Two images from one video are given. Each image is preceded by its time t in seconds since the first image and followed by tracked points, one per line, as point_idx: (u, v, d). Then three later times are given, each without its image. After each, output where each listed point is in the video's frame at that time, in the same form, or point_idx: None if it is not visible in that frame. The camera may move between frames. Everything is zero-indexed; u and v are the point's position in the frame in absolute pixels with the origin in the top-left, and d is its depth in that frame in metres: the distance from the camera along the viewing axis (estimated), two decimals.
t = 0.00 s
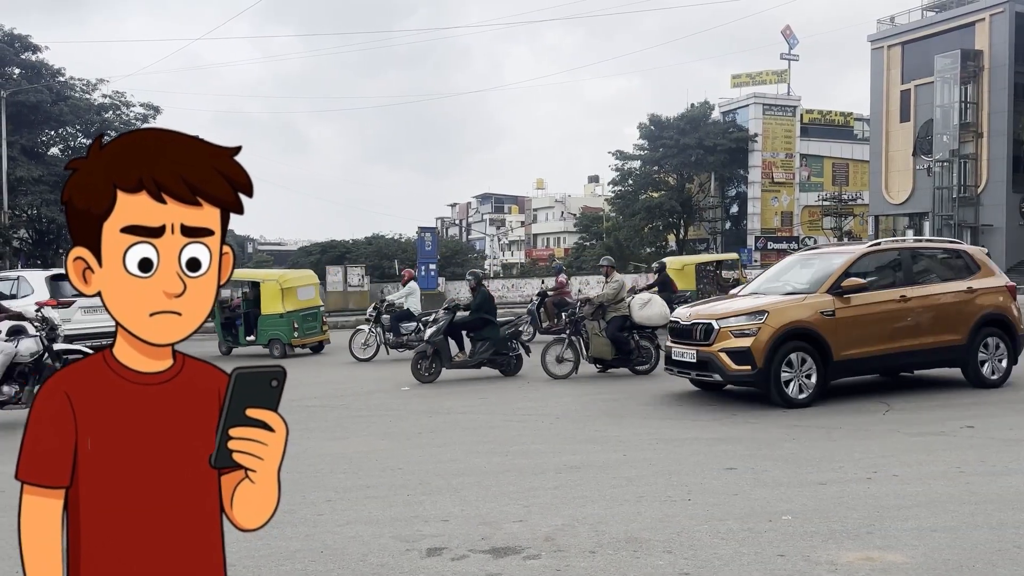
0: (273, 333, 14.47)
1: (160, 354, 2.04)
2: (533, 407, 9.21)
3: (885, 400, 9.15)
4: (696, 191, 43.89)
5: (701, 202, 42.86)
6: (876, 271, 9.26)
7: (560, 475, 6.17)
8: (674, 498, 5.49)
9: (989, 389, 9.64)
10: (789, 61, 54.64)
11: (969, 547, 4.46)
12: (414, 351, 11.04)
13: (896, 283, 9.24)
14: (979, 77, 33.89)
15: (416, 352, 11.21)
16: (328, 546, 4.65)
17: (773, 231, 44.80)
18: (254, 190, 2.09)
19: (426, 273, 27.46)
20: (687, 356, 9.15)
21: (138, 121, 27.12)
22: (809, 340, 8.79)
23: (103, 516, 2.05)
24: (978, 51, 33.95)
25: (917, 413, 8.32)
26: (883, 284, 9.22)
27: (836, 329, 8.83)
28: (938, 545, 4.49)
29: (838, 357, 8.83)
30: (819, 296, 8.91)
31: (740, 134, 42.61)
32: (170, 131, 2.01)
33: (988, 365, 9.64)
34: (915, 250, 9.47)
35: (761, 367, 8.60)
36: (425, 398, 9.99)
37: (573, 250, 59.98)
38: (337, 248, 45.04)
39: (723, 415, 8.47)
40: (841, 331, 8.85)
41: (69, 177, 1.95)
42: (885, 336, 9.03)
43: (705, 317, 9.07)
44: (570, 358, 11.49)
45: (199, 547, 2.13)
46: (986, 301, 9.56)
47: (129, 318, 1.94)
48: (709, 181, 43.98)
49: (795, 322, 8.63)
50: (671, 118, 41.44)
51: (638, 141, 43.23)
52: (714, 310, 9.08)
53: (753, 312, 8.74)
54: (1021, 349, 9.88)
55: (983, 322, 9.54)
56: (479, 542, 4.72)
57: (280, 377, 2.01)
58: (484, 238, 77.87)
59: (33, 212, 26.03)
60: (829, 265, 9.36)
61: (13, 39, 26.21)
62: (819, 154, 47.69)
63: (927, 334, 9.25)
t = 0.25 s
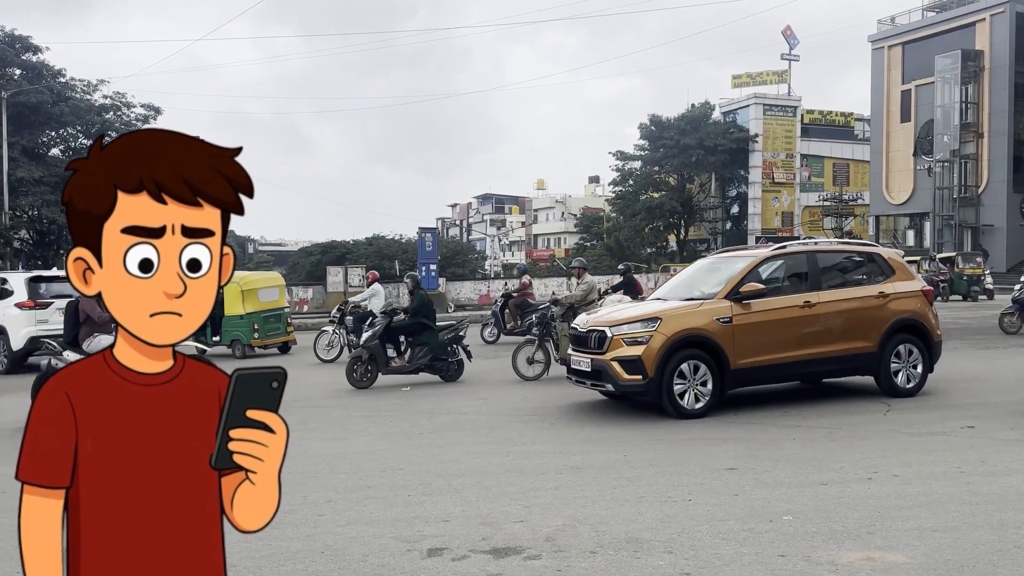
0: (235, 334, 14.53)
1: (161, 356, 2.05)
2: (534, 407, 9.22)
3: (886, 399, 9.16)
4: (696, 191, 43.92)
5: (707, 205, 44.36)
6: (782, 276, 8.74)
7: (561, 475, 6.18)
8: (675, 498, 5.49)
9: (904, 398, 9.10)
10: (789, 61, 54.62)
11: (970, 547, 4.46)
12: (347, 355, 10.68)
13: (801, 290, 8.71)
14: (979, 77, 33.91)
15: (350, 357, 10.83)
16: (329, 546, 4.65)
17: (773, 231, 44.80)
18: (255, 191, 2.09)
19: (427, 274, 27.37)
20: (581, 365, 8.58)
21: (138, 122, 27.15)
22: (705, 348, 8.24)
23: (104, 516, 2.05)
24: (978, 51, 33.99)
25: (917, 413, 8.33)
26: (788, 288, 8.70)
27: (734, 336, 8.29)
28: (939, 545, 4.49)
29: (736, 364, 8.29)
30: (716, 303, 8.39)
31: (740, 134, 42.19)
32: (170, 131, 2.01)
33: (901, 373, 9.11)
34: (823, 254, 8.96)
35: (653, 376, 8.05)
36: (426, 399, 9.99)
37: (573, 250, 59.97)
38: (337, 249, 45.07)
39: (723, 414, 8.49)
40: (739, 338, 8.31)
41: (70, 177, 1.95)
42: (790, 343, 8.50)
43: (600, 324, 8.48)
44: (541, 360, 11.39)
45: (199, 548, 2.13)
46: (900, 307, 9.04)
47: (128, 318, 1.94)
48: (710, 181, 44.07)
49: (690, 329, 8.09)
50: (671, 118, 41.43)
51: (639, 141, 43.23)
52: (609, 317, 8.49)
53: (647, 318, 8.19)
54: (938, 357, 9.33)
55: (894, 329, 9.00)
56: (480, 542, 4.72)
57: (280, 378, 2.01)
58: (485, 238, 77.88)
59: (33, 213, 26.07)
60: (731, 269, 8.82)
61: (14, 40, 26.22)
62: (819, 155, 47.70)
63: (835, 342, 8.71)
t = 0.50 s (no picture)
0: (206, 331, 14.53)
1: (160, 356, 2.05)
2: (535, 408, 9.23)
3: (887, 399, 9.17)
4: (697, 191, 43.91)
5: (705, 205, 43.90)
6: (674, 281, 8.42)
7: (562, 476, 6.17)
8: (676, 498, 5.49)
9: (808, 407, 8.73)
10: (789, 62, 54.62)
11: (971, 547, 4.46)
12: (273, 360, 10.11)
13: (694, 296, 8.38)
14: (980, 77, 33.89)
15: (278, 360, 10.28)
16: (330, 547, 4.65)
17: (774, 231, 44.81)
18: (255, 192, 2.09)
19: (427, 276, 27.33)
20: (466, 375, 8.14)
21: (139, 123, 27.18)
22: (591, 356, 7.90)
23: (104, 516, 2.05)
24: (979, 51, 33.97)
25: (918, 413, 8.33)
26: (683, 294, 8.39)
27: (620, 344, 7.96)
28: (939, 545, 4.49)
29: (622, 374, 7.95)
30: (603, 310, 8.04)
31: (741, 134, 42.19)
32: (171, 132, 2.01)
33: (803, 381, 8.73)
34: (721, 258, 8.64)
35: (534, 389, 7.68)
36: (427, 399, 10.00)
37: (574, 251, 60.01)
38: (338, 250, 45.09)
39: (724, 414, 8.49)
40: (626, 346, 7.98)
41: (70, 178, 1.95)
42: (683, 350, 8.17)
43: (482, 333, 8.04)
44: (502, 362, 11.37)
45: (200, 548, 2.13)
46: (801, 312, 8.69)
47: (128, 319, 1.94)
48: (711, 181, 44.09)
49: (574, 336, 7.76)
50: (672, 118, 41.35)
51: (639, 142, 43.21)
52: (491, 324, 8.08)
53: (529, 327, 7.82)
54: (844, 364, 8.97)
55: (796, 335, 8.66)
56: (481, 543, 4.72)
57: (281, 379, 2.01)
58: (485, 239, 77.87)
59: (34, 214, 26.10)
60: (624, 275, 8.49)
61: (15, 41, 26.25)
62: (820, 155, 47.70)
63: (732, 349, 8.38)
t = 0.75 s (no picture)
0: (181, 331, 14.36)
1: (161, 357, 2.05)
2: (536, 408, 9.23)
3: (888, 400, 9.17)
4: (697, 191, 43.93)
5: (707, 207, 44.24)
6: (561, 287, 7.94)
7: (563, 476, 6.17)
8: (676, 499, 5.49)
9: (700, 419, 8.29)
10: (790, 62, 54.63)
11: (972, 548, 4.45)
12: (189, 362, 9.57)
13: (580, 302, 7.91)
14: (981, 78, 33.91)
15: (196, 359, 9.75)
16: (331, 548, 4.65)
17: (775, 232, 44.83)
18: (256, 193, 2.09)
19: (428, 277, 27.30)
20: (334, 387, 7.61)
21: (140, 124, 27.20)
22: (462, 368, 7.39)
23: (104, 516, 2.06)
24: (979, 51, 33.97)
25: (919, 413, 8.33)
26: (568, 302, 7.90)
27: (497, 354, 7.47)
28: (941, 545, 4.49)
29: (499, 386, 7.47)
30: (478, 317, 7.54)
31: (742, 135, 42.31)
32: (171, 132, 2.01)
33: (697, 392, 8.29)
34: (611, 263, 8.17)
35: (400, 402, 7.16)
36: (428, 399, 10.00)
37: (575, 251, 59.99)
38: (339, 250, 45.13)
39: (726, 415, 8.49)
40: (501, 357, 7.48)
41: (71, 178, 1.95)
42: (568, 361, 7.71)
43: (352, 342, 7.51)
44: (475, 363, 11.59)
45: (202, 549, 2.13)
46: (698, 319, 8.26)
47: (129, 319, 1.94)
48: (711, 181, 44.10)
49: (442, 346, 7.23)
50: (673, 119, 41.33)
51: (640, 142, 43.21)
52: (363, 332, 7.54)
53: (398, 336, 7.30)
54: (742, 374, 8.54)
55: (692, 343, 8.23)
56: (482, 543, 4.72)
57: (281, 381, 2.00)
58: (486, 239, 77.90)
59: (36, 215, 26.14)
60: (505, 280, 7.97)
61: (16, 42, 26.27)
62: (820, 155, 47.70)
63: (622, 359, 7.94)
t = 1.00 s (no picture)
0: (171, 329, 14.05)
1: (161, 358, 2.05)
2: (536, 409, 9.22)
3: (889, 400, 9.18)
4: (698, 192, 43.96)
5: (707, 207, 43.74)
6: (406, 294, 7.50)
7: (564, 477, 6.17)
8: (677, 499, 5.49)
9: (563, 434, 7.84)
10: (791, 62, 54.65)
11: (973, 548, 4.45)
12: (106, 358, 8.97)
13: (429, 310, 7.48)
14: (982, 78, 33.92)
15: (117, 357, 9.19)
16: (332, 549, 4.65)
17: (776, 232, 44.86)
18: (256, 194, 2.09)
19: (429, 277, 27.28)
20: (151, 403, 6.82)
21: (141, 124, 27.23)
22: (292, 383, 6.78)
23: (104, 516, 2.06)
24: (981, 51, 33.97)
25: (920, 414, 8.33)
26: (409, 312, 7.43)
27: (333, 365, 6.94)
28: (941, 546, 4.49)
29: (335, 401, 6.93)
30: (313, 327, 7.02)
31: (743, 135, 42.36)
32: (172, 133, 2.02)
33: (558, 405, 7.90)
34: (465, 268, 7.81)
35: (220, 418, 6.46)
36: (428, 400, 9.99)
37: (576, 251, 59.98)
38: (340, 251, 45.15)
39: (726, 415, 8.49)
40: (338, 369, 6.95)
41: (71, 179, 1.96)
42: (416, 373, 7.25)
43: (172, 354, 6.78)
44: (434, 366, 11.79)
45: (202, 551, 2.13)
46: (559, 328, 7.92)
47: (129, 320, 1.94)
48: (712, 182, 44.09)
49: (270, 358, 6.65)
50: (674, 119, 41.37)
51: (641, 142, 43.21)
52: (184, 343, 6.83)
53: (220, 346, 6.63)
54: (606, 385, 8.15)
55: (551, 353, 7.86)
56: (483, 544, 4.72)
57: (282, 383, 2.01)
58: (487, 240, 77.90)
59: (37, 216, 26.17)
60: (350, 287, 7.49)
61: (17, 43, 26.29)
62: (821, 155, 47.70)
63: (479, 370, 7.53)
